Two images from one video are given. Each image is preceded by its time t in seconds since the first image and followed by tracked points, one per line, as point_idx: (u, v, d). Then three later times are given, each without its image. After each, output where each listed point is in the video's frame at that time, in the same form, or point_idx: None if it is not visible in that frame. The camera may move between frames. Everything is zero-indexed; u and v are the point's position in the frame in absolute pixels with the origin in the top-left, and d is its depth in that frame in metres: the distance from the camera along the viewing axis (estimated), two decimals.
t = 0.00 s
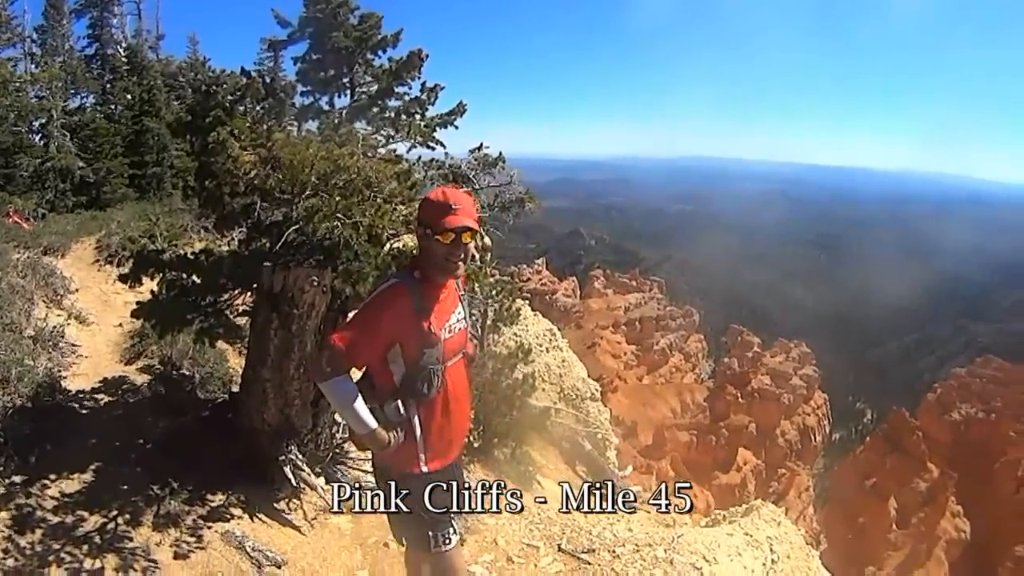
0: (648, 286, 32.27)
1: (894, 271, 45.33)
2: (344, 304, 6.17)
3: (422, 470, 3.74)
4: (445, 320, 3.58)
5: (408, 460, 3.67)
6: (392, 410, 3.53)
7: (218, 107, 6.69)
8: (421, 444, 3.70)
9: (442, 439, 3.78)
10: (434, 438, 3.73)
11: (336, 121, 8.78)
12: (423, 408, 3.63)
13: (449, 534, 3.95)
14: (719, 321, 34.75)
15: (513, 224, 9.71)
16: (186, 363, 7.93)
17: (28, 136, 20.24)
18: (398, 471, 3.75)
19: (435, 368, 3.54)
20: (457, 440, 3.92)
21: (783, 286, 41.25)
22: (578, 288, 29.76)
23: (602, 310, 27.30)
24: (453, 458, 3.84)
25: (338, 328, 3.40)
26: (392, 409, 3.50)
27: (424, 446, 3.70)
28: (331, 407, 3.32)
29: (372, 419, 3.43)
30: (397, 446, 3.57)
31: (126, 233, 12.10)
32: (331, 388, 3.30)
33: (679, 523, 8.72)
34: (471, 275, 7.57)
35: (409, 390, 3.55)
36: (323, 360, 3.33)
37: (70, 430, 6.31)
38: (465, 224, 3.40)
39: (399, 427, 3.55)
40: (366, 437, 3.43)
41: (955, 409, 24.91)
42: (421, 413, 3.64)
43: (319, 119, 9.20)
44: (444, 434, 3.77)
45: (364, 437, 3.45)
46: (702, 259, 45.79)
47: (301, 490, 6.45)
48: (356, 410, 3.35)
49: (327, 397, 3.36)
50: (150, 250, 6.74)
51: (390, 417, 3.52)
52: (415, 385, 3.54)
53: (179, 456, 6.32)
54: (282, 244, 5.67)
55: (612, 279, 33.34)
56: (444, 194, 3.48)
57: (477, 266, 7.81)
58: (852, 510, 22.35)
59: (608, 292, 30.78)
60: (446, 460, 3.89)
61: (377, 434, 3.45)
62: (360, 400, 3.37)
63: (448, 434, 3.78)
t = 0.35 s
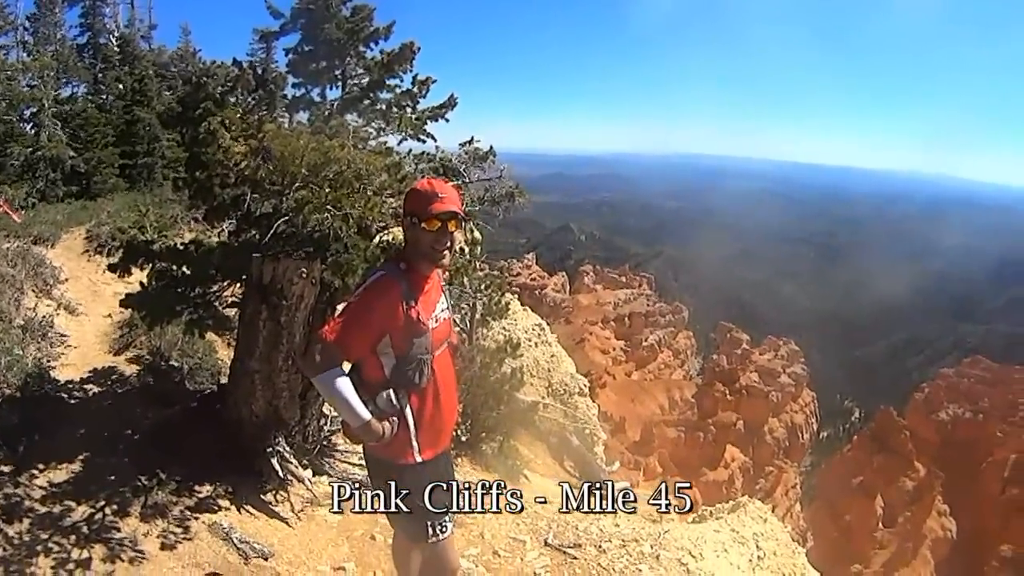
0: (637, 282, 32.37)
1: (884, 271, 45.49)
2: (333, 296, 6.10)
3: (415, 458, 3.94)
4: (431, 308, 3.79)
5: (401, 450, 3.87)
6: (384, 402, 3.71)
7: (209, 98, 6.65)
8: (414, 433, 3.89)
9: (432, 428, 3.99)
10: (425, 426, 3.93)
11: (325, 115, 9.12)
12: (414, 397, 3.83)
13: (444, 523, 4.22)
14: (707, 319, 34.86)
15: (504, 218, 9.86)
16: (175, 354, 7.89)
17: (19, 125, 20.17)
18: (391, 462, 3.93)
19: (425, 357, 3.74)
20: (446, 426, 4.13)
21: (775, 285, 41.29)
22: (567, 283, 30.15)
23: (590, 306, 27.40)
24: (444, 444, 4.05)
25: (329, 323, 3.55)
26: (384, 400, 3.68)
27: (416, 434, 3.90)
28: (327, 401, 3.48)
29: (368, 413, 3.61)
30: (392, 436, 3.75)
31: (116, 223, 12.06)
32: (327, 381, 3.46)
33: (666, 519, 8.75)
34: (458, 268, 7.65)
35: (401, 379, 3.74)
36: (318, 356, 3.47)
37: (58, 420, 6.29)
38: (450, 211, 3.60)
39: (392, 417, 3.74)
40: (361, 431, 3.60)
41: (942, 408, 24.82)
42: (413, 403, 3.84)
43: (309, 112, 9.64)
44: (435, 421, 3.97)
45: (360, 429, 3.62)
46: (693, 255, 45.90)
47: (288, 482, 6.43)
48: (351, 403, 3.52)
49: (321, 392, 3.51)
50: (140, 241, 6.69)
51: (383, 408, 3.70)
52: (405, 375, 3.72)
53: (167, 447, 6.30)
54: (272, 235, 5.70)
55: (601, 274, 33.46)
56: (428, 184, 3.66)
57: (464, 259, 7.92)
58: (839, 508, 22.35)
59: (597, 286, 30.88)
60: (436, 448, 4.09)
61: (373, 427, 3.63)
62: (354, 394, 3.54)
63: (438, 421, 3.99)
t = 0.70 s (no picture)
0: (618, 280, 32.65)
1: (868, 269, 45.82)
2: (312, 291, 6.02)
3: (396, 454, 3.92)
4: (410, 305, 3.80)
5: (381, 448, 3.86)
6: (363, 399, 3.68)
7: (190, 92, 6.60)
8: (394, 430, 3.88)
9: (413, 423, 3.98)
10: (405, 422, 3.92)
11: (306, 111, 9.66)
12: (394, 393, 3.82)
13: (425, 517, 4.21)
14: (690, 315, 35.03)
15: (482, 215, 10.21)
16: (155, 349, 7.84)
17: None
18: (371, 458, 3.91)
19: (404, 353, 3.74)
20: (426, 421, 4.12)
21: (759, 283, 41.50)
22: (548, 279, 31.24)
23: (573, 302, 27.51)
24: (424, 440, 4.04)
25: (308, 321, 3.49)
26: (364, 397, 3.66)
27: (396, 432, 3.89)
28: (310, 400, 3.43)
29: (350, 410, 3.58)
30: (374, 432, 3.74)
31: (96, 218, 11.97)
32: (310, 380, 3.40)
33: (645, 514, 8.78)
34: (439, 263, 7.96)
35: (380, 376, 3.72)
36: (300, 355, 3.42)
37: (37, 415, 6.23)
38: (432, 209, 3.60)
39: (373, 413, 3.72)
40: (343, 429, 3.57)
41: (922, 405, 25.25)
42: (392, 398, 3.83)
43: (290, 106, 10.26)
44: (415, 417, 3.97)
45: (341, 428, 3.59)
46: (679, 252, 46.02)
47: (267, 478, 6.41)
48: (334, 401, 3.49)
49: (302, 391, 3.44)
50: (119, 235, 6.62)
51: (364, 404, 3.69)
52: (384, 371, 3.71)
53: (148, 443, 6.26)
54: (252, 230, 5.67)
55: (583, 271, 33.72)
56: (411, 182, 3.63)
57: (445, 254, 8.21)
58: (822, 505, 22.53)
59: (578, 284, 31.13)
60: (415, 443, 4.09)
61: (354, 425, 3.60)
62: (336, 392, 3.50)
63: (418, 416, 3.98)
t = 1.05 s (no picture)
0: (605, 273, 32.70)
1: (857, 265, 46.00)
2: (300, 282, 6.00)
3: (385, 446, 3.91)
4: (397, 295, 3.80)
5: (371, 440, 3.85)
6: (353, 392, 3.68)
7: (179, 83, 6.59)
8: (383, 421, 3.88)
9: (401, 414, 3.98)
10: (393, 413, 3.92)
11: (295, 101, 9.65)
12: (383, 384, 3.83)
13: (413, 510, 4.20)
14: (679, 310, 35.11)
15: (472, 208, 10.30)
16: (142, 341, 7.81)
17: None
18: (361, 451, 3.89)
19: (392, 345, 3.74)
20: (413, 413, 4.12)
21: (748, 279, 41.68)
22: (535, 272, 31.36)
23: (560, 295, 27.59)
24: (412, 431, 4.04)
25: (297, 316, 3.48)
26: (354, 390, 3.66)
27: (385, 424, 3.89)
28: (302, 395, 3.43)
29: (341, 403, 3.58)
30: (364, 424, 3.74)
31: (84, 209, 11.91)
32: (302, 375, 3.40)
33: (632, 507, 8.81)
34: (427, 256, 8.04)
35: (369, 368, 3.72)
36: (291, 349, 3.42)
37: (25, 408, 6.20)
38: (418, 201, 3.59)
39: (363, 406, 3.72)
40: (334, 421, 3.57)
41: (909, 400, 24.76)
42: (381, 390, 3.84)
43: (279, 97, 10.33)
44: (403, 408, 3.96)
45: (332, 421, 3.59)
46: (670, 247, 46.12)
47: (255, 470, 6.40)
48: (326, 393, 3.49)
49: (294, 385, 3.44)
50: (107, 228, 6.62)
51: (354, 397, 3.69)
52: (373, 363, 3.71)
53: (136, 435, 6.24)
54: (239, 222, 5.67)
55: (570, 263, 33.91)
56: (396, 175, 3.63)
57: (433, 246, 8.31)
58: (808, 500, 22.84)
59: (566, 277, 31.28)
60: (403, 434, 4.08)
61: (346, 417, 3.61)
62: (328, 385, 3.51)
63: (406, 407, 3.98)
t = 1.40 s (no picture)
0: (579, 261, 33.28)
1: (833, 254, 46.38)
2: (272, 271, 5.90)
3: (355, 432, 3.91)
4: (365, 281, 3.80)
5: (340, 427, 3.85)
6: (321, 378, 3.67)
7: (151, 71, 6.63)
8: (352, 407, 3.88)
9: (370, 400, 3.98)
10: (362, 399, 3.92)
11: (265, 87, 9.59)
12: (352, 371, 3.82)
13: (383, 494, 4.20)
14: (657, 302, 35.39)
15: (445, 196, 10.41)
16: (115, 331, 7.73)
17: None
18: (329, 438, 3.89)
19: (360, 330, 3.73)
20: (381, 398, 4.12)
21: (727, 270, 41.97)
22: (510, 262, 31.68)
23: (534, 284, 27.80)
24: (381, 417, 4.05)
25: (264, 305, 3.46)
26: (323, 377, 3.65)
27: (353, 410, 3.88)
28: (270, 381, 3.40)
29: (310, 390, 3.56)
30: (333, 411, 3.73)
31: (59, 200, 11.80)
32: (271, 363, 3.38)
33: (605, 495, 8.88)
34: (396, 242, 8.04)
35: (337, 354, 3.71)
36: (258, 338, 3.39)
37: None
38: (385, 186, 3.59)
39: (333, 392, 3.72)
40: (304, 409, 3.56)
41: (881, 390, 24.99)
42: (350, 376, 3.83)
43: (251, 85, 10.29)
44: (371, 393, 3.96)
45: (302, 408, 3.57)
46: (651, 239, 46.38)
47: (228, 460, 6.36)
48: (293, 380, 3.46)
49: (262, 373, 3.42)
50: (80, 217, 6.52)
51: (323, 384, 3.67)
52: (341, 349, 3.70)
53: (108, 426, 6.18)
54: (211, 209, 5.64)
55: (544, 252, 34.37)
56: (362, 161, 3.63)
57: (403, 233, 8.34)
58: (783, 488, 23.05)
59: (540, 266, 31.45)
60: (372, 420, 4.08)
61: (315, 404, 3.59)
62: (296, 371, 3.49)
63: (375, 393, 3.98)
